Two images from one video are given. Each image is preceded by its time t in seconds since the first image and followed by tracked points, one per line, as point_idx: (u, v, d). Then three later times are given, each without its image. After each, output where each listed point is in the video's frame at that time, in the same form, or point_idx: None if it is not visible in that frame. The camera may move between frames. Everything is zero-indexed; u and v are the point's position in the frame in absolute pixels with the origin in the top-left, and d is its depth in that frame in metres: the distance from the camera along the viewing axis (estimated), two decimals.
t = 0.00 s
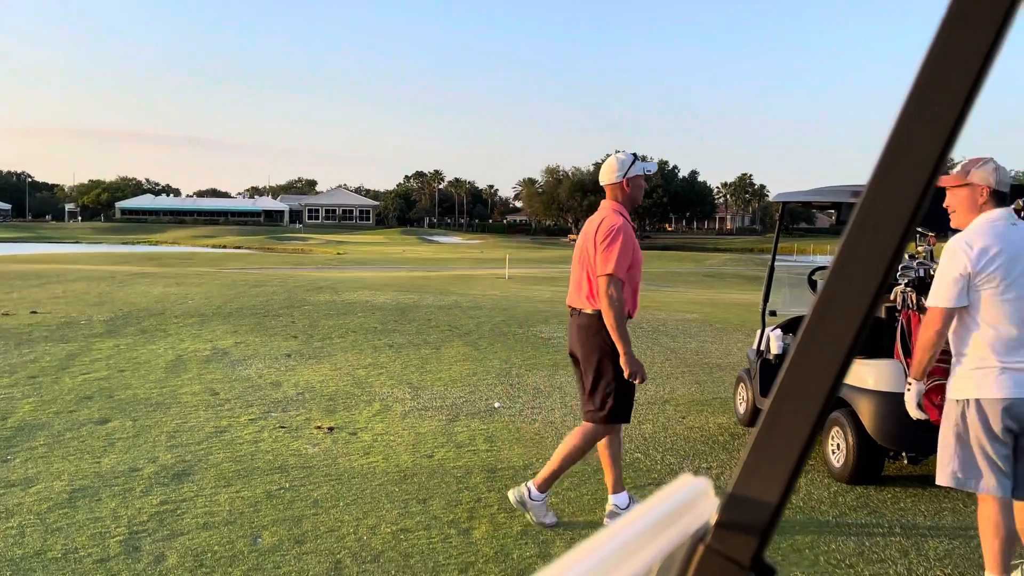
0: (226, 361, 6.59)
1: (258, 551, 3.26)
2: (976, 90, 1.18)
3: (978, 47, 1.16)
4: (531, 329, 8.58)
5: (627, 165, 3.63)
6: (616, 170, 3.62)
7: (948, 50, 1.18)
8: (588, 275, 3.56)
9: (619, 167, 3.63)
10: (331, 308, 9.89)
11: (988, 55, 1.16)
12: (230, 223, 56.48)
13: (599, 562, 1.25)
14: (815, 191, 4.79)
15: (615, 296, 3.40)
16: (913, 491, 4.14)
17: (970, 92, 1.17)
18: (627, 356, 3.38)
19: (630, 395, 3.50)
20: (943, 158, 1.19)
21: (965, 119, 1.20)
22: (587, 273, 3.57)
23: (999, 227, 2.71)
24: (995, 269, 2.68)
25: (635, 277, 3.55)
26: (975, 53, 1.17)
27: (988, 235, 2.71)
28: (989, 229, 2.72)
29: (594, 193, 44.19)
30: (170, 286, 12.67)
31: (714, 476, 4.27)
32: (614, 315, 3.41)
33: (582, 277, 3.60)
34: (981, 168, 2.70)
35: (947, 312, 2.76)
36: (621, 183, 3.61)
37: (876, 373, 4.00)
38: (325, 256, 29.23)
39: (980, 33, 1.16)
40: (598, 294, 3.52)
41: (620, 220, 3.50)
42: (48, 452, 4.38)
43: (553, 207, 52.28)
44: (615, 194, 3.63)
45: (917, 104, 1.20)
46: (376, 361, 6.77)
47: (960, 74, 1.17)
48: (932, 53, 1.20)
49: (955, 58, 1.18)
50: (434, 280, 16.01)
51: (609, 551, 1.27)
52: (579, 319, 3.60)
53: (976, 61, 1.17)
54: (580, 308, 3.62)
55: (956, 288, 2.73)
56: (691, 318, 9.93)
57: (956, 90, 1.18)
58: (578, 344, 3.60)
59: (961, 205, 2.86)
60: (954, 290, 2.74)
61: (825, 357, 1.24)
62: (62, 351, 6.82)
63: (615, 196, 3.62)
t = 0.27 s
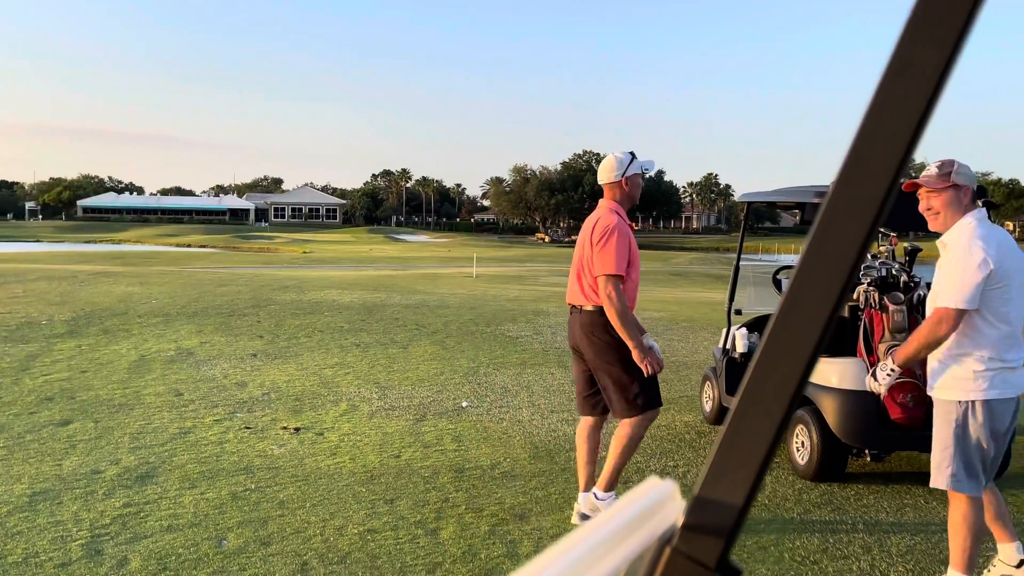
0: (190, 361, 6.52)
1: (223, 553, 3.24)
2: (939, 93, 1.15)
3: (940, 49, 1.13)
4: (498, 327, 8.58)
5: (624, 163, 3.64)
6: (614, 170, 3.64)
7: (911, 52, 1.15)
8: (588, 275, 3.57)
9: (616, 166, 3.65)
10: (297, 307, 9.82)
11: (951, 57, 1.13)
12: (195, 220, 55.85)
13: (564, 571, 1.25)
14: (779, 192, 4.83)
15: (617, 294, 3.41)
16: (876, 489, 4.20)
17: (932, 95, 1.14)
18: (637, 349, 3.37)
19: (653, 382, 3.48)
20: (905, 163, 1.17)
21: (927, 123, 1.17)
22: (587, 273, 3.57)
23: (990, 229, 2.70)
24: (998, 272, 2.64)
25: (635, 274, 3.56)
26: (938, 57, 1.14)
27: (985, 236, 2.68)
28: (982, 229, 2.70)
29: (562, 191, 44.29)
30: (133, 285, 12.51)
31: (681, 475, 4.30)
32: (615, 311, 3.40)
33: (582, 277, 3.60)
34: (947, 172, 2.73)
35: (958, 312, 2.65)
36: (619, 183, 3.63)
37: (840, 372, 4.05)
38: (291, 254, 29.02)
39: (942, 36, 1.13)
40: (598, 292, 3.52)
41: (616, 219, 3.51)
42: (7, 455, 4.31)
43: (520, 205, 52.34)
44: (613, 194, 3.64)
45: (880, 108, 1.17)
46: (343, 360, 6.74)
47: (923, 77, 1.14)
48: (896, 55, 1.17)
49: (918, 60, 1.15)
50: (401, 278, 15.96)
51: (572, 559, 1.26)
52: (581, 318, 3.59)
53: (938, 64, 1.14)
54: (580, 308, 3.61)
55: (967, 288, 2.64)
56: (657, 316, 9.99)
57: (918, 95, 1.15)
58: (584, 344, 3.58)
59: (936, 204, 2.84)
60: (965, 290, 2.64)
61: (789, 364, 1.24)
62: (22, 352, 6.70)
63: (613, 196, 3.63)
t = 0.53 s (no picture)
0: (155, 365, 6.44)
1: (189, 559, 3.20)
2: (905, 92, 1.13)
3: (907, 47, 1.11)
4: (468, 331, 8.57)
5: (636, 172, 3.65)
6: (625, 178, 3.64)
7: (878, 50, 1.13)
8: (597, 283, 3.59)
9: (628, 175, 3.65)
10: (264, 310, 9.74)
11: (918, 54, 1.12)
12: (160, 222, 55.21)
13: (532, 573, 1.25)
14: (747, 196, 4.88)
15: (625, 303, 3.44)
16: (842, 489, 4.24)
17: (898, 95, 1.12)
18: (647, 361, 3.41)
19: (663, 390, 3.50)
20: (870, 165, 1.16)
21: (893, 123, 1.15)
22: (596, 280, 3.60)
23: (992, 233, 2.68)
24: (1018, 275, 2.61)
25: (644, 286, 3.59)
26: (904, 55, 1.12)
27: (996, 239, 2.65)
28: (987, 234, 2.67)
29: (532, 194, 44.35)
30: (97, 288, 12.33)
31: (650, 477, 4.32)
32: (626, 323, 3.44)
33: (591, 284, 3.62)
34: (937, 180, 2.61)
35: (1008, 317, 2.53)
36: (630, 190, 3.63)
37: (806, 374, 4.07)
38: (257, 257, 28.73)
39: (908, 35, 1.11)
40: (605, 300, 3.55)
41: (630, 230, 3.54)
42: None
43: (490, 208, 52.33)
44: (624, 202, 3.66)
45: (846, 108, 1.15)
46: (311, 364, 6.69)
47: (888, 77, 1.13)
48: (862, 54, 1.15)
49: (885, 59, 1.13)
50: (370, 281, 15.88)
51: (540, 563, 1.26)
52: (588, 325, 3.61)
53: (905, 64, 1.12)
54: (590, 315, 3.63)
55: (1007, 292, 2.55)
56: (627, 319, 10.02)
57: (883, 95, 1.13)
58: (591, 350, 3.59)
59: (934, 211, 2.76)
60: (1008, 294, 2.55)
61: (755, 368, 1.23)
62: None
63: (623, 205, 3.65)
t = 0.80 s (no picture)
0: (122, 372, 6.36)
1: (157, 569, 3.16)
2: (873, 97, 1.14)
3: (875, 51, 1.12)
4: (439, 335, 8.55)
5: (658, 177, 3.64)
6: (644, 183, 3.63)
7: (845, 54, 1.14)
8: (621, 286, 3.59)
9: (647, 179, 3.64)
10: (234, 316, 9.65)
11: (884, 59, 1.12)
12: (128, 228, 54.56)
13: None
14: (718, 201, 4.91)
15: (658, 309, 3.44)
16: (812, 492, 4.29)
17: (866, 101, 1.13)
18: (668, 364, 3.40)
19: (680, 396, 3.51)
20: (839, 170, 1.16)
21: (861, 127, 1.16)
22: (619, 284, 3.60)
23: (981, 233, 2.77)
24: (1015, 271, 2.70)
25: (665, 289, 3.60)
26: (872, 59, 1.13)
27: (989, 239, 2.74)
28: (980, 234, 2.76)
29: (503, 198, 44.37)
30: (62, 294, 12.15)
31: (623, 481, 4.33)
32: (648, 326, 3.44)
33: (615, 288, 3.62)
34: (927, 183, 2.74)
35: None
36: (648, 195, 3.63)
37: (777, 378, 4.12)
38: (226, 262, 28.47)
39: (875, 40, 1.12)
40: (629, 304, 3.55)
41: (653, 236, 3.55)
42: None
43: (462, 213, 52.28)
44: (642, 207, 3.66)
45: (815, 113, 1.16)
46: (281, 370, 6.64)
47: (855, 82, 1.14)
48: (830, 59, 1.16)
49: (854, 63, 1.13)
50: (341, 286, 15.81)
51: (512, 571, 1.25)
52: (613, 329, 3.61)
53: (870, 71, 1.13)
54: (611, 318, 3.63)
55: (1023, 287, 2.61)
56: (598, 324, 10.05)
57: (852, 99, 1.14)
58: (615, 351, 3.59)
59: (926, 216, 2.82)
60: None
61: (725, 373, 1.22)
62: None
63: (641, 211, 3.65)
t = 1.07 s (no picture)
0: (90, 382, 6.27)
1: None
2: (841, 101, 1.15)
3: (842, 57, 1.13)
4: (412, 342, 8.52)
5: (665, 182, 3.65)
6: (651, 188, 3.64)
7: (812, 59, 1.15)
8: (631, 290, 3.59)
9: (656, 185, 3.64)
10: (203, 323, 9.55)
11: (852, 64, 1.13)
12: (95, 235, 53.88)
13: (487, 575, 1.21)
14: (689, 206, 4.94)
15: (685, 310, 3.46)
16: (783, 494, 4.32)
17: (834, 105, 1.14)
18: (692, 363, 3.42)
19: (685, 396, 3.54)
20: (807, 175, 1.17)
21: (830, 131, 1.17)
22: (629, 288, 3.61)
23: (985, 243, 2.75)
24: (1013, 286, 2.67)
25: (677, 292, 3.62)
26: (839, 63, 1.14)
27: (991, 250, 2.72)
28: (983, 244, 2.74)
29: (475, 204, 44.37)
30: (27, 303, 11.97)
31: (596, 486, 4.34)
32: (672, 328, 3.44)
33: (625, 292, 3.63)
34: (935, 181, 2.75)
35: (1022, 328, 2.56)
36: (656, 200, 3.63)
37: (748, 381, 4.15)
38: (195, 270, 28.19)
39: (843, 44, 1.13)
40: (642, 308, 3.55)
41: (665, 240, 3.58)
42: None
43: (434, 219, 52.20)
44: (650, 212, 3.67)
45: (784, 116, 1.17)
46: (252, 378, 6.58)
47: (823, 86, 1.14)
48: (800, 62, 1.16)
49: (822, 68, 1.14)
50: (312, 293, 15.71)
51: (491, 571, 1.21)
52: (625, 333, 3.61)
53: (837, 75, 1.14)
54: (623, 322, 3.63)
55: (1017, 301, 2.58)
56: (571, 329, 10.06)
57: (820, 103, 1.15)
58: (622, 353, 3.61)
59: (928, 218, 2.81)
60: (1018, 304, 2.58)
61: (697, 376, 1.23)
62: None
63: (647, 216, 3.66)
